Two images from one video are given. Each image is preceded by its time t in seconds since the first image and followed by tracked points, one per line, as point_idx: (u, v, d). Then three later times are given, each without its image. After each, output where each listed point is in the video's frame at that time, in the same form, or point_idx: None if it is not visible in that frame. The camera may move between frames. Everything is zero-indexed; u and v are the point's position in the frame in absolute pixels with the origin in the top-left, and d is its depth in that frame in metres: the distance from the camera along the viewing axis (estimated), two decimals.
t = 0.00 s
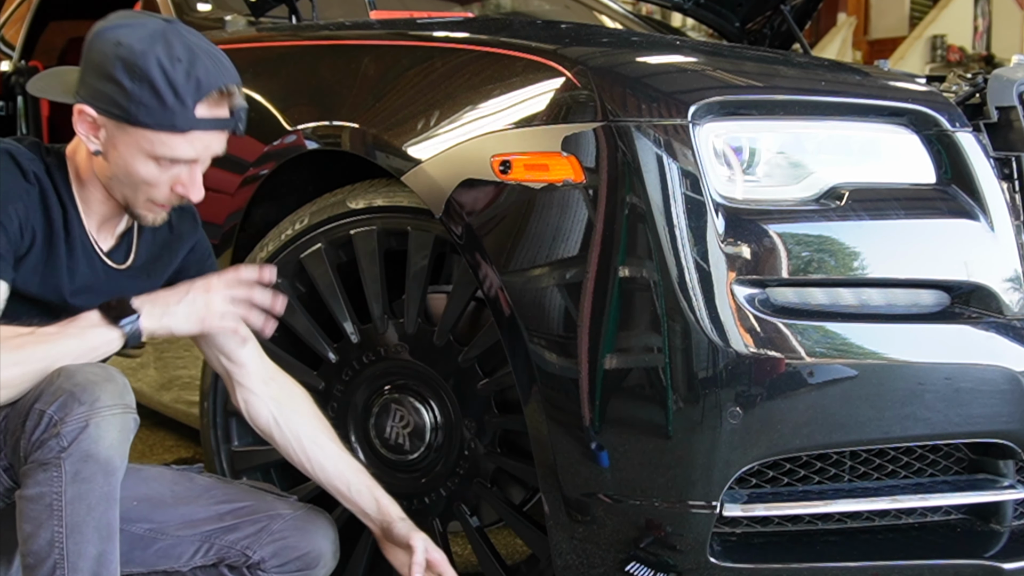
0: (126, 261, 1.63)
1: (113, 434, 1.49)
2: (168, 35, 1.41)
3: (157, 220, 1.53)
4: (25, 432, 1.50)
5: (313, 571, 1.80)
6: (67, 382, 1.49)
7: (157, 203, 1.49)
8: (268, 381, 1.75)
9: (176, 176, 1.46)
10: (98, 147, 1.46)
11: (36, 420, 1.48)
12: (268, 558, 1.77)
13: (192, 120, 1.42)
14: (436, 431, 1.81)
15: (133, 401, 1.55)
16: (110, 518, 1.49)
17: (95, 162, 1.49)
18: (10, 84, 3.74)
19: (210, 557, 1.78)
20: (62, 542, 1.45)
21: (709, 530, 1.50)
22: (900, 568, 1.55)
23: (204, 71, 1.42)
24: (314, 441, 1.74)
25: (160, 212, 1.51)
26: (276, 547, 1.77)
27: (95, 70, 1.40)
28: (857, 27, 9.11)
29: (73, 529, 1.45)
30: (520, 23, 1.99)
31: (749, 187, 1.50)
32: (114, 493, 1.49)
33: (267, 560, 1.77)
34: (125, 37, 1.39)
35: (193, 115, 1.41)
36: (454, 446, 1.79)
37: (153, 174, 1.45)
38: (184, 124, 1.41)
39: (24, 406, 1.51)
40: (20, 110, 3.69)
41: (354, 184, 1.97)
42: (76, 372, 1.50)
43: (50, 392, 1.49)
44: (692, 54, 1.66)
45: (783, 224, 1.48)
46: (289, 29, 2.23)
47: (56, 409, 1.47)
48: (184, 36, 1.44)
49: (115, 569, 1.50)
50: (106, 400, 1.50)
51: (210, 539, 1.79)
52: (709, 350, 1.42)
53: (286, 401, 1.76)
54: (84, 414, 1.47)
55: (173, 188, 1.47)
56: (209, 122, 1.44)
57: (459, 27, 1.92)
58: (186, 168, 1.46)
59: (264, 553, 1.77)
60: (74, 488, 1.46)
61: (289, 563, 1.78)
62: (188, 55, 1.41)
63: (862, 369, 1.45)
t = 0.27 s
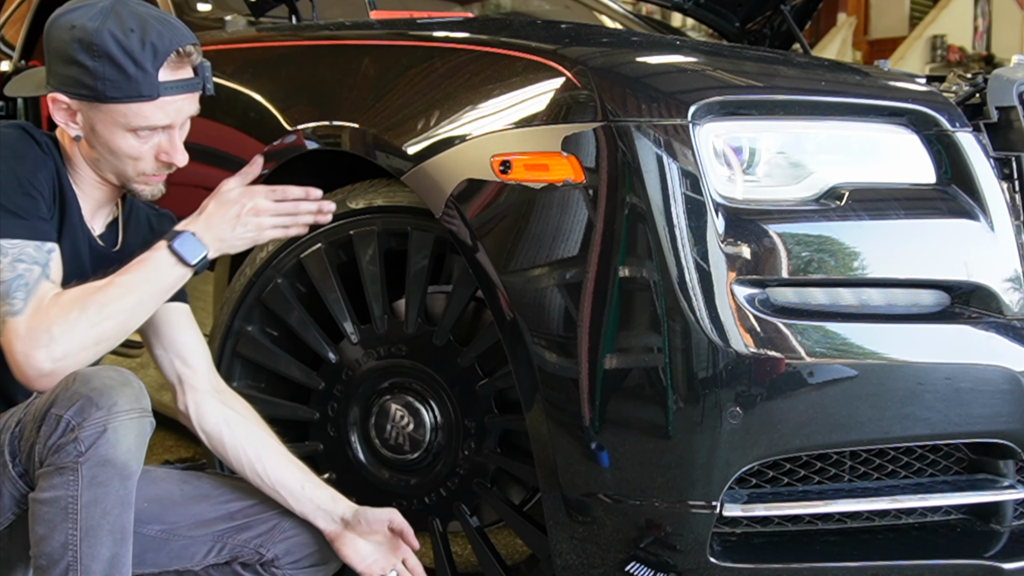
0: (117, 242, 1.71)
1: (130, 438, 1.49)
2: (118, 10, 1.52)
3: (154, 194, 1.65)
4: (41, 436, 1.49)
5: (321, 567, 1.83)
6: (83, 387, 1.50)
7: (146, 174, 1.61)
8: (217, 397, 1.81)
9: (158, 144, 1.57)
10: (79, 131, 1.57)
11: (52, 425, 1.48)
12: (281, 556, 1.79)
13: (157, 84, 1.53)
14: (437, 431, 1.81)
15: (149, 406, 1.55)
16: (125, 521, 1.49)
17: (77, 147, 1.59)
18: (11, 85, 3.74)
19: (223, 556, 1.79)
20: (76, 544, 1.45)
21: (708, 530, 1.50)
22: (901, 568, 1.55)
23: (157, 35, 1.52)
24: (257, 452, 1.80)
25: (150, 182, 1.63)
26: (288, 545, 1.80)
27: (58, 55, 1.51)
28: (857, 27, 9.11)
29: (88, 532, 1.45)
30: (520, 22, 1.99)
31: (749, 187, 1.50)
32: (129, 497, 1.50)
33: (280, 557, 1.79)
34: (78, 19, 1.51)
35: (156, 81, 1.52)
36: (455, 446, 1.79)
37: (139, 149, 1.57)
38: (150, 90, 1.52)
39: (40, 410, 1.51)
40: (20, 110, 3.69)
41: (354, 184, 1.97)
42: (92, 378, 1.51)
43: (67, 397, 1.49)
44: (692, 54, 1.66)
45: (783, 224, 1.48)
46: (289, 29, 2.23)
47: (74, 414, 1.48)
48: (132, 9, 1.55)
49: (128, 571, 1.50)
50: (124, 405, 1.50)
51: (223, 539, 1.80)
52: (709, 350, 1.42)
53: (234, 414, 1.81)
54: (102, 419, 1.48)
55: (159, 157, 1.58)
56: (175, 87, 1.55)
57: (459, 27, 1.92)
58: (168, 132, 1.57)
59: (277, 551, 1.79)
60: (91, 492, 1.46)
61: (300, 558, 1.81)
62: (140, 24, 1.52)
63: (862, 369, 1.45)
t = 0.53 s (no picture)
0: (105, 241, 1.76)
1: (116, 436, 1.49)
2: (112, 7, 1.55)
3: (139, 193, 1.68)
4: (28, 437, 1.50)
5: (320, 558, 1.83)
6: (69, 386, 1.50)
7: (133, 171, 1.62)
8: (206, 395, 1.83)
9: (145, 141, 1.59)
10: (69, 125, 1.59)
11: (39, 424, 1.48)
12: (277, 549, 1.80)
13: (146, 79, 1.55)
14: (437, 431, 1.81)
15: (135, 403, 1.55)
16: (113, 520, 1.49)
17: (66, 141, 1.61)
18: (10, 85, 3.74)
19: (219, 552, 1.80)
20: (65, 544, 1.45)
21: (708, 530, 1.50)
22: (901, 568, 1.55)
23: (149, 33, 1.55)
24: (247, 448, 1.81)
25: (138, 180, 1.64)
26: (284, 538, 1.80)
27: (51, 48, 1.53)
28: (857, 27, 9.10)
29: (76, 532, 1.45)
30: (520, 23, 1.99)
31: (749, 187, 1.50)
32: (117, 496, 1.49)
33: (277, 551, 1.80)
34: (73, 14, 1.53)
35: (146, 76, 1.55)
36: (455, 446, 1.79)
37: (126, 144, 1.59)
38: (139, 84, 1.54)
39: (27, 410, 1.52)
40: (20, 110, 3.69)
41: (354, 184, 1.97)
42: (77, 377, 1.52)
43: (52, 397, 1.50)
44: (692, 54, 1.66)
45: (783, 224, 1.48)
46: (289, 29, 2.23)
47: (59, 413, 1.48)
48: (127, 7, 1.57)
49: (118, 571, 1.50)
50: (109, 403, 1.50)
51: (218, 535, 1.80)
52: (709, 350, 1.42)
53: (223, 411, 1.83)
54: (87, 417, 1.48)
55: (145, 154, 1.60)
56: (165, 85, 1.58)
57: (459, 27, 1.92)
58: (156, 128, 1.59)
59: (273, 545, 1.80)
60: (78, 491, 1.46)
61: (297, 552, 1.81)
62: (133, 21, 1.55)
63: (862, 369, 1.45)
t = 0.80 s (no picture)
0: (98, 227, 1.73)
1: (107, 438, 1.49)
2: None
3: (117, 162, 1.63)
4: (18, 438, 1.50)
5: (316, 549, 1.80)
6: (58, 387, 1.50)
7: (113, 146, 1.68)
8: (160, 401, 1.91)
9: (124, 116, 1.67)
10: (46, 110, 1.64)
11: (28, 426, 1.48)
12: (270, 541, 1.78)
13: (110, 51, 1.59)
14: (437, 431, 1.81)
15: (126, 404, 1.55)
16: (105, 522, 1.49)
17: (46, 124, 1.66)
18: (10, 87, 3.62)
19: (212, 545, 1.79)
20: (57, 546, 1.45)
21: (708, 530, 1.50)
22: (900, 568, 1.55)
23: (107, 6, 1.57)
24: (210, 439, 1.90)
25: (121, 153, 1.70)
26: (277, 530, 1.78)
27: (21, 37, 1.59)
28: (857, 27, 9.10)
29: (68, 534, 1.45)
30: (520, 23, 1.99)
31: (749, 187, 1.50)
32: (108, 498, 1.50)
33: (269, 542, 1.78)
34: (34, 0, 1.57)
35: (107, 48, 1.58)
36: (455, 446, 1.79)
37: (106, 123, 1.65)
38: (104, 57, 1.58)
39: (16, 412, 1.52)
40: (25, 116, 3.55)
41: (354, 184, 1.97)
42: (66, 378, 1.51)
43: (40, 399, 1.49)
44: (692, 54, 1.66)
45: (783, 223, 1.48)
46: (289, 29, 2.23)
47: (47, 416, 1.48)
48: None
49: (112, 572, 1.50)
50: (99, 404, 1.49)
51: (211, 527, 1.79)
52: (708, 350, 1.42)
53: (173, 411, 1.90)
54: (77, 419, 1.47)
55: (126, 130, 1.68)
56: (125, 53, 1.61)
57: (459, 27, 1.92)
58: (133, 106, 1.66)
59: (266, 536, 1.78)
60: (69, 494, 1.46)
61: (289, 545, 1.79)
62: None
63: (862, 369, 1.45)
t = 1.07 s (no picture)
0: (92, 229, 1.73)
1: (122, 437, 1.49)
2: None
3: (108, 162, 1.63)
4: (32, 436, 1.49)
5: (317, 548, 1.82)
6: (75, 386, 1.50)
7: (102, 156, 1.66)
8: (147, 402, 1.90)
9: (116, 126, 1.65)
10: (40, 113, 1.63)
11: (44, 424, 1.48)
12: (271, 540, 1.80)
13: (107, 61, 1.58)
14: (437, 432, 1.81)
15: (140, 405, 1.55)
16: (116, 521, 1.49)
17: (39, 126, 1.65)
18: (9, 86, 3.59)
19: (214, 544, 1.80)
20: (68, 544, 1.44)
21: (708, 530, 1.50)
22: (900, 568, 1.55)
23: (107, 17, 1.57)
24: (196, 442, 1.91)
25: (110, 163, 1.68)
26: (279, 529, 1.80)
27: (19, 39, 1.58)
28: (857, 27, 9.10)
29: (80, 531, 1.45)
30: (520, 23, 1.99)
31: (749, 187, 1.50)
32: (121, 497, 1.49)
33: (271, 542, 1.80)
34: (37, 4, 1.57)
35: (104, 58, 1.57)
36: (455, 446, 1.79)
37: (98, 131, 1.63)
38: (99, 66, 1.57)
39: (32, 410, 1.51)
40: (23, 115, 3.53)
41: (354, 185, 1.97)
42: (84, 377, 1.52)
43: (58, 397, 1.49)
44: (692, 54, 1.66)
45: (783, 224, 1.48)
46: (289, 29, 2.23)
47: (64, 413, 1.48)
48: None
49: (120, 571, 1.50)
50: (115, 403, 1.50)
51: (213, 527, 1.80)
52: (709, 350, 1.42)
53: (160, 414, 1.90)
54: (93, 417, 1.48)
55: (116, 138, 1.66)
56: (122, 64, 1.60)
57: (459, 27, 1.92)
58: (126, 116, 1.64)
59: (268, 535, 1.80)
60: (82, 491, 1.45)
61: (292, 543, 1.81)
62: (93, 7, 1.57)
63: (862, 369, 1.45)
